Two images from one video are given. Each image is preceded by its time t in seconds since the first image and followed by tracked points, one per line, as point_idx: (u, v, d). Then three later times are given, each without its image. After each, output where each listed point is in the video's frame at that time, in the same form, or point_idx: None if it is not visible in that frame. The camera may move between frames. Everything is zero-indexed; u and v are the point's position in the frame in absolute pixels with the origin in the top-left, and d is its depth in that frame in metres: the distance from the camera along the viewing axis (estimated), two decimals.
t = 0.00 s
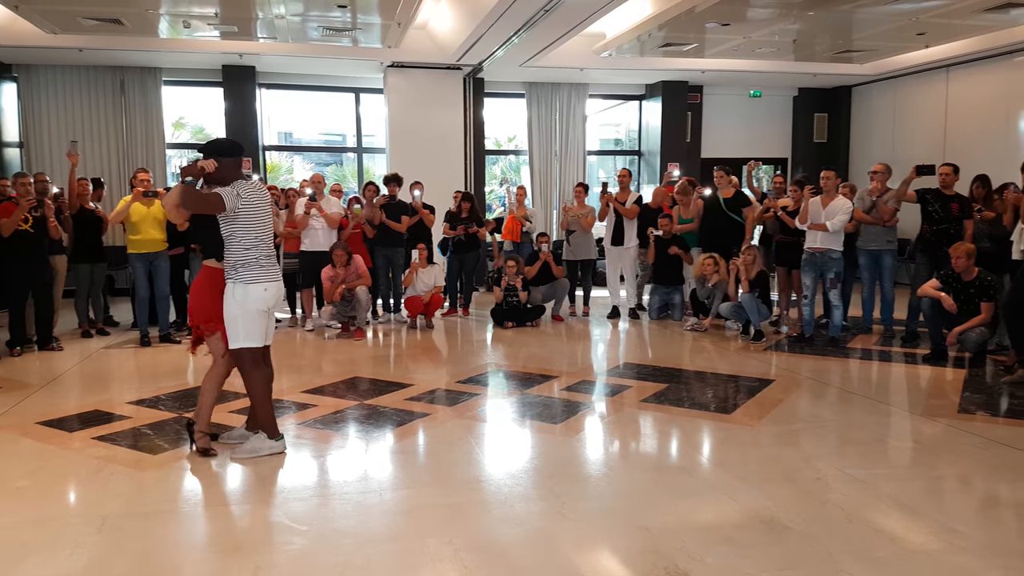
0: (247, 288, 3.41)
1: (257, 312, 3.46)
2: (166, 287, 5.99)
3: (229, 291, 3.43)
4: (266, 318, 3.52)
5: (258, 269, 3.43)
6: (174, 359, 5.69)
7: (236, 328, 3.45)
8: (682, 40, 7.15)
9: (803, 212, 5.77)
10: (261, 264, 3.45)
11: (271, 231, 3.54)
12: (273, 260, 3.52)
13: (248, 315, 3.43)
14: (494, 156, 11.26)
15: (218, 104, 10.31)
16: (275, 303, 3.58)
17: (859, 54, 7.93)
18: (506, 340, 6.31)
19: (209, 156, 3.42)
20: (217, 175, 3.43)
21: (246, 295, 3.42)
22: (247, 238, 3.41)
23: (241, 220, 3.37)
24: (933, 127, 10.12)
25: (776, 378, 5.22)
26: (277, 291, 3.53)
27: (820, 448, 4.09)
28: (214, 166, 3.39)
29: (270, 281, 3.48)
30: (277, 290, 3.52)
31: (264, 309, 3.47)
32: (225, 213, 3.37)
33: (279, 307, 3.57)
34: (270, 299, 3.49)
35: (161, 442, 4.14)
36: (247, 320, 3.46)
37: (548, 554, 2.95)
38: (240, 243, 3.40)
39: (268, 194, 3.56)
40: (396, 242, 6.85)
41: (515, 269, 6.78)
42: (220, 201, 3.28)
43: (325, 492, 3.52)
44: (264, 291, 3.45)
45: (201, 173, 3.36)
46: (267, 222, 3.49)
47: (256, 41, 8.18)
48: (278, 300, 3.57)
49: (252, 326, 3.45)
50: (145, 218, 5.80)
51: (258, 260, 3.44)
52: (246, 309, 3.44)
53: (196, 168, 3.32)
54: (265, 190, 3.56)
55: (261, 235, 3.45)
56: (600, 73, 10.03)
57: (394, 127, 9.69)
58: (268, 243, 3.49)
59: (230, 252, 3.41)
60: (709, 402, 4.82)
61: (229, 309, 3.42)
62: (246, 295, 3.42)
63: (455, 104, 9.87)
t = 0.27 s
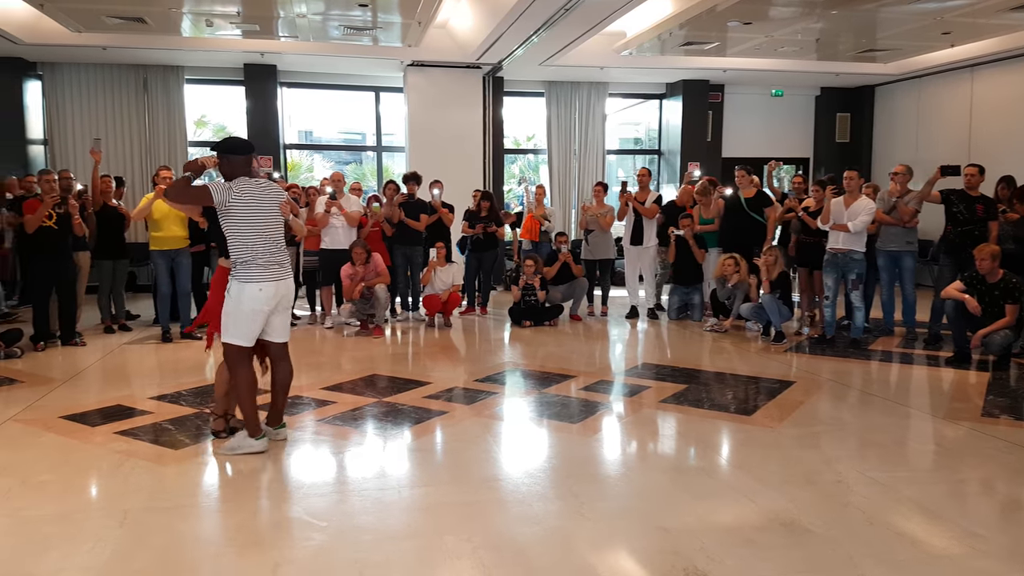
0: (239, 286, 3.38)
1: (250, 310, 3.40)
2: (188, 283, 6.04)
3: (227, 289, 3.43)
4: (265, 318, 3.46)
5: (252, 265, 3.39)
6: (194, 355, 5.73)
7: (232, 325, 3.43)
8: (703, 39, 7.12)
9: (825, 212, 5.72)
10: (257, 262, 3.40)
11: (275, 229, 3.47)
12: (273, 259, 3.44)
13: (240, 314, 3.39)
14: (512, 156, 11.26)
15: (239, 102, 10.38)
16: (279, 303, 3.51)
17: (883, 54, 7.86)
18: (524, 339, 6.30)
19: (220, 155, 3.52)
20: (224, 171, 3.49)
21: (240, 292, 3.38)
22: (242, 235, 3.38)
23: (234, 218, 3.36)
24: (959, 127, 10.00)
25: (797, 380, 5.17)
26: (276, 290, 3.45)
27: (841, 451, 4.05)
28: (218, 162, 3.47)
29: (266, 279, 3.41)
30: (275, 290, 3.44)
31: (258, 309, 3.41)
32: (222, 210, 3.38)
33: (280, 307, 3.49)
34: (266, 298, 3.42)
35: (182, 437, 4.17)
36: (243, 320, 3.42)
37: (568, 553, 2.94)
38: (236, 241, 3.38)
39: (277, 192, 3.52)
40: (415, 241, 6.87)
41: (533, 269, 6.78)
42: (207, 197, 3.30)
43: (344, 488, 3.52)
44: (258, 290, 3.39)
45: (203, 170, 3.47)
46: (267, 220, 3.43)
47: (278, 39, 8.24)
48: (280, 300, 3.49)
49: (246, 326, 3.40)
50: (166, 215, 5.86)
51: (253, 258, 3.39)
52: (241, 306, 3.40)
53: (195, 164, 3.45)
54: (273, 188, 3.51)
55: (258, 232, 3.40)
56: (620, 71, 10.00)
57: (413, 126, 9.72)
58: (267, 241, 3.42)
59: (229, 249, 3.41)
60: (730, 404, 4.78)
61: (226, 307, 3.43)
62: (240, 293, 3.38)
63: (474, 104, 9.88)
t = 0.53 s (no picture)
0: (236, 282, 3.35)
1: (248, 308, 3.35)
2: (208, 280, 6.09)
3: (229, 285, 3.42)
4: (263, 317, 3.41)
5: (252, 264, 3.35)
6: (213, 352, 5.77)
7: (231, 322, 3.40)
8: (724, 39, 7.08)
9: (847, 213, 5.70)
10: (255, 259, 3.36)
11: (278, 226, 3.41)
12: (273, 256, 3.38)
13: (236, 311, 3.35)
14: (531, 155, 11.27)
15: (260, 101, 10.45)
16: (279, 301, 3.45)
17: (906, 54, 7.78)
18: (541, 339, 6.30)
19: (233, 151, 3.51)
20: (236, 167, 3.49)
21: (238, 290, 3.34)
22: (242, 232, 3.35)
23: (235, 216, 3.34)
24: (983, 128, 9.89)
25: (817, 383, 5.13)
26: (274, 288, 3.39)
27: (861, 455, 4.01)
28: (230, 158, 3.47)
29: (263, 277, 3.36)
30: (272, 288, 3.38)
31: (254, 306, 3.36)
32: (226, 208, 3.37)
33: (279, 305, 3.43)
34: (264, 297, 3.37)
35: (202, 432, 4.20)
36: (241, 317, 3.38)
37: (587, 553, 2.93)
38: (237, 237, 3.36)
39: (285, 191, 3.46)
40: (433, 240, 6.86)
41: (552, 268, 6.79)
42: (207, 194, 3.29)
43: (361, 486, 3.53)
44: (255, 287, 3.34)
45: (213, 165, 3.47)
46: (270, 217, 3.38)
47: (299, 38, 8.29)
48: (279, 298, 3.43)
49: (243, 324, 3.36)
50: (187, 212, 5.89)
51: (252, 255, 3.35)
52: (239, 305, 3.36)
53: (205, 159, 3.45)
54: (280, 186, 3.45)
55: (258, 229, 3.36)
56: (640, 71, 9.98)
57: (432, 126, 9.74)
58: (266, 239, 3.36)
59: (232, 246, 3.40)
60: (749, 406, 4.75)
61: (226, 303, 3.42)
62: (238, 291, 3.35)
63: (493, 103, 9.89)
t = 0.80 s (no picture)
0: (262, 285, 3.32)
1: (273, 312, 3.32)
2: (228, 278, 6.13)
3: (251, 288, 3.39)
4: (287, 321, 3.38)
5: (280, 268, 3.35)
6: (232, 350, 5.80)
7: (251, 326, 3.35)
8: (744, 38, 7.04)
9: (868, 214, 5.66)
10: (282, 263, 3.36)
11: (306, 233, 3.43)
12: (300, 262, 3.39)
13: (258, 314, 3.31)
14: (548, 155, 11.28)
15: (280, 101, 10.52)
16: (301, 307, 3.44)
17: (928, 54, 7.71)
18: (558, 339, 6.29)
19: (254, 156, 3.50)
20: (259, 171, 3.49)
21: (264, 294, 3.31)
22: (270, 235, 3.35)
23: (265, 220, 3.34)
24: (1007, 128, 9.78)
25: (837, 385, 5.09)
26: (300, 293, 3.37)
27: (882, 458, 3.97)
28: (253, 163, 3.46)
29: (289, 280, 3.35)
30: (297, 292, 3.36)
31: (277, 309, 3.32)
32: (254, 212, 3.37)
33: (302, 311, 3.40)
34: (290, 301, 3.35)
35: (222, 429, 4.23)
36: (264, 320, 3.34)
37: (606, 554, 2.92)
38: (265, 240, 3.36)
39: (312, 197, 3.49)
40: (451, 240, 6.86)
41: (569, 268, 6.79)
42: (240, 199, 3.28)
43: (379, 484, 3.54)
44: (281, 290, 3.33)
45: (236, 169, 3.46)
46: (298, 223, 3.39)
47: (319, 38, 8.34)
48: (302, 303, 3.41)
49: (266, 327, 3.32)
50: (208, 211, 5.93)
51: (279, 258, 3.35)
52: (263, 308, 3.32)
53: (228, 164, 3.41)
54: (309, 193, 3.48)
55: (288, 234, 3.37)
56: (659, 70, 9.95)
57: (450, 126, 9.76)
58: (296, 244, 3.38)
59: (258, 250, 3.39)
60: (769, 408, 4.72)
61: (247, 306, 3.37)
62: (263, 294, 3.32)
63: (510, 103, 9.89)
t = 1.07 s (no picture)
0: (312, 287, 3.29)
1: (324, 316, 3.32)
2: (248, 278, 6.18)
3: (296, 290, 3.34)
4: (330, 325, 3.37)
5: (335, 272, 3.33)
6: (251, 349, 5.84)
7: (297, 327, 3.32)
8: (763, 37, 7.00)
9: (889, 214, 5.60)
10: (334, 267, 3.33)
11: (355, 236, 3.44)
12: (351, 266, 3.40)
13: (305, 316, 3.30)
14: (565, 154, 11.28)
15: (298, 101, 10.58)
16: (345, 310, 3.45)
17: (950, 52, 7.62)
18: (575, 339, 6.28)
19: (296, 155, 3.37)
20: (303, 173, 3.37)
21: (316, 297, 3.30)
22: (323, 238, 3.30)
23: (323, 223, 3.29)
24: None
25: (857, 387, 5.04)
26: (349, 298, 3.40)
27: (903, 459, 3.93)
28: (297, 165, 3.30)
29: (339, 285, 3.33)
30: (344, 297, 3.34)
31: (323, 313, 3.31)
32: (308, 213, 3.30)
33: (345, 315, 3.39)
34: (339, 306, 3.36)
35: (242, 428, 4.26)
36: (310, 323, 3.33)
37: (626, 555, 2.91)
38: (316, 242, 3.30)
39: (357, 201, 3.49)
40: (468, 240, 6.87)
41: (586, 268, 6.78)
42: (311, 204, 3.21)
43: (397, 483, 3.54)
44: (331, 295, 3.31)
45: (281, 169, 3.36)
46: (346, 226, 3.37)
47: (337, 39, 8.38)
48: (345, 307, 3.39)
49: (315, 330, 3.32)
50: (228, 211, 5.98)
51: (332, 262, 3.32)
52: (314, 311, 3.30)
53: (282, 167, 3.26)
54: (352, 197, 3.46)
55: (343, 237, 3.35)
56: (678, 69, 9.91)
57: (467, 125, 9.78)
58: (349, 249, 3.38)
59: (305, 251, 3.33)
60: (789, 409, 4.69)
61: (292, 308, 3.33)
62: (315, 297, 3.29)
63: (527, 103, 9.88)
